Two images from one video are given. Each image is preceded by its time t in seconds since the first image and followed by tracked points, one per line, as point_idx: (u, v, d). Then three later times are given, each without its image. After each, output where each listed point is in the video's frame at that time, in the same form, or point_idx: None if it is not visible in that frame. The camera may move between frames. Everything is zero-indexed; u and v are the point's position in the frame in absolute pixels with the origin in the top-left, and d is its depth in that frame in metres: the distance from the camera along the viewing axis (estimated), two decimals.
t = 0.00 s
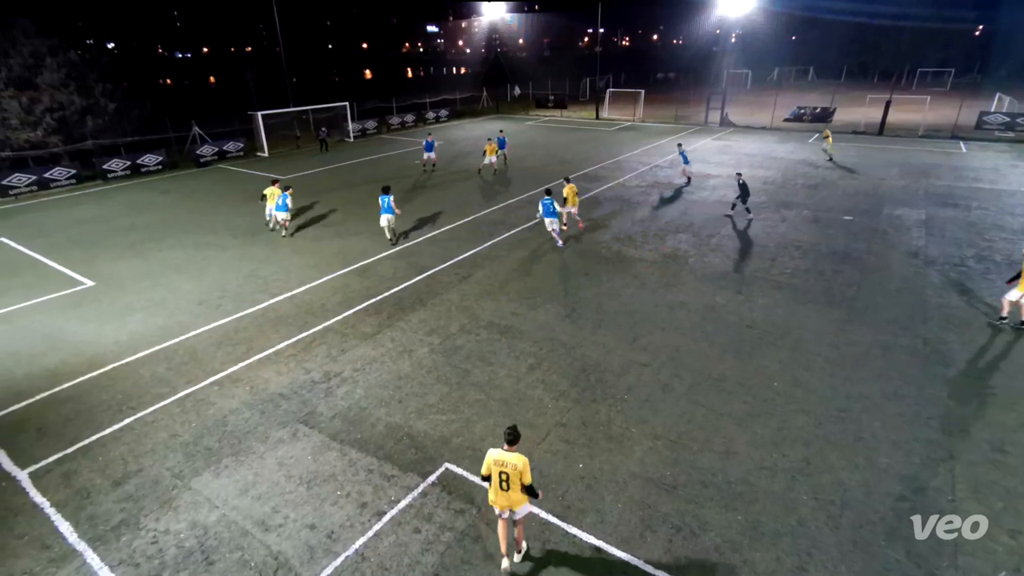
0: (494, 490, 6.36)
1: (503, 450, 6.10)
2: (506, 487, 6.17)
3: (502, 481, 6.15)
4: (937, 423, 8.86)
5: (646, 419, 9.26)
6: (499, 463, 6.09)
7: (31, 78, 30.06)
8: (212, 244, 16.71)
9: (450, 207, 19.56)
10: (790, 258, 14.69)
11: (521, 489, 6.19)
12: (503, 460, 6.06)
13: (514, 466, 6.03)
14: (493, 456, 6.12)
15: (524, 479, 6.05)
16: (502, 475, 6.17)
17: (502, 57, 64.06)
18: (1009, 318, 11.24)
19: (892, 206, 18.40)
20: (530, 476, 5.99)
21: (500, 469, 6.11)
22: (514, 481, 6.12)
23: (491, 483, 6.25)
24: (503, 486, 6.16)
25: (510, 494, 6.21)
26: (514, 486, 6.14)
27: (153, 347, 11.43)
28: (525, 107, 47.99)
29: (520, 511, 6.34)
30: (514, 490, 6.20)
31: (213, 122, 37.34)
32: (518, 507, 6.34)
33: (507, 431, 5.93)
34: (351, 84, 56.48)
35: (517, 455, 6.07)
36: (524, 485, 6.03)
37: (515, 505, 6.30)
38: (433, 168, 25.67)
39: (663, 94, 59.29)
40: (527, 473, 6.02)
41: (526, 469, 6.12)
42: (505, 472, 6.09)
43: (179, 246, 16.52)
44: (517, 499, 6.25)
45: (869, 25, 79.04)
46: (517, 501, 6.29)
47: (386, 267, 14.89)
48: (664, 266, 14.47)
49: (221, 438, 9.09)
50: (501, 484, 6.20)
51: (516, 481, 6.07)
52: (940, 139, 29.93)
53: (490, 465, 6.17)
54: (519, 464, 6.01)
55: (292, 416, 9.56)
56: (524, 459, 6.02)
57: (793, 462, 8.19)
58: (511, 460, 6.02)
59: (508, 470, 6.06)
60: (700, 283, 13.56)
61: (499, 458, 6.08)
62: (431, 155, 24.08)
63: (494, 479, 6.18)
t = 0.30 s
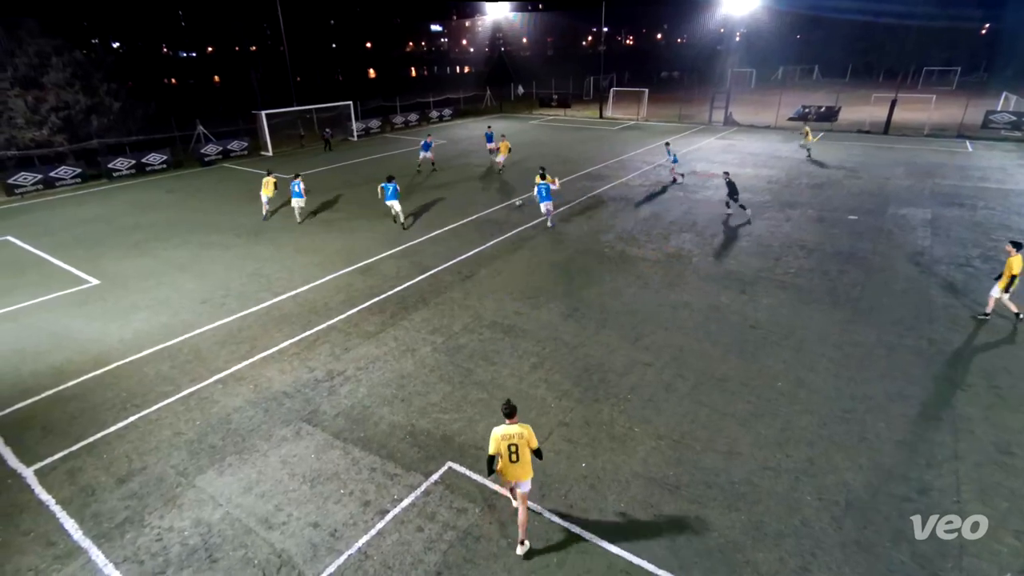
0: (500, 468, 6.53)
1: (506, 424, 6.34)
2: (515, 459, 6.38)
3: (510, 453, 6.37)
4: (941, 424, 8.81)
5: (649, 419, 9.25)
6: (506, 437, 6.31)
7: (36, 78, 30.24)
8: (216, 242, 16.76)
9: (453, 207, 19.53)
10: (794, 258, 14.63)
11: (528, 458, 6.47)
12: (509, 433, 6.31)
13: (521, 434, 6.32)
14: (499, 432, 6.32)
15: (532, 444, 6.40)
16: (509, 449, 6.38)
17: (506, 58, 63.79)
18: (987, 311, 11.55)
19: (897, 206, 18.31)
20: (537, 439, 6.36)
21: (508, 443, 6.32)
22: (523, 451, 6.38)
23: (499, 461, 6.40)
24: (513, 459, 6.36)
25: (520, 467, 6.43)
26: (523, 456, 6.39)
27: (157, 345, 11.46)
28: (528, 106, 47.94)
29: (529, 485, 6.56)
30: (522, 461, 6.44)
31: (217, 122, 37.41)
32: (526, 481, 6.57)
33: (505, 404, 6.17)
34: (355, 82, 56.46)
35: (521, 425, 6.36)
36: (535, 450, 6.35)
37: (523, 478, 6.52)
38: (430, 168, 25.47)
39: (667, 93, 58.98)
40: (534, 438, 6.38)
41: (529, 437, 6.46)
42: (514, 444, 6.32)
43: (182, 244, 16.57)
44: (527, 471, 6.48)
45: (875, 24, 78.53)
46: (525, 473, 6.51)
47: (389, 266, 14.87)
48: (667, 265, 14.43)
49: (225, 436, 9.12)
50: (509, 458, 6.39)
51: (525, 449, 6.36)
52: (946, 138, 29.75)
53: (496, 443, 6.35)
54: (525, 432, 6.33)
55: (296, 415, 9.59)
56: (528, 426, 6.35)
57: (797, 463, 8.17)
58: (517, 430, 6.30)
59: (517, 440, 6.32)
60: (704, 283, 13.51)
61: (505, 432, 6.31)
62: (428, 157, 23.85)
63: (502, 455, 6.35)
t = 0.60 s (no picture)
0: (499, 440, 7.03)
1: (506, 400, 6.82)
2: (514, 432, 6.90)
3: (510, 427, 6.88)
4: (948, 427, 8.71)
5: (652, 421, 9.17)
6: (506, 412, 6.80)
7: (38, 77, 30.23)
8: (217, 243, 16.75)
9: (455, 207, 19.50)
10: (798, 259, 14.54)
11: (526, 431, 6.99)
12: (509, 408, 6.79)
13: (520, 409, 6.81)
14: (499, 407, 6.79)
15: (529, 418, 6.90)
16: (508, 422, 6.88)
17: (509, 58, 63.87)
18: (977, 306, 11.71)
19: (902, 207, 18.20)
20: (535, 416, 6.87)
21: (507, 417, 6.82)
22: (521, 424, 6.91)
23: (499, 433, 6.91)
24: (512, 432, 6.88)
25: (517, 437, 6.96)
26: (521, 428, 6.92)
27: (158, 346, 11.41)
28: (532, 107, 47.94)
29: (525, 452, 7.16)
30: (520, 433, 6.97)
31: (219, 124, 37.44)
32: (522, 449, 7.12)
33: (507, 381, 6.60)
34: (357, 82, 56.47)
35: (519, 399, 6.84)
36: (532, 424, 6.88)
37: (521, 447, 7.08)
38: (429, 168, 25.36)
39: (671, 94, 58.78)
40: (531, 413, 6.90)
41: (526, 411, 6.96)
42: (513, 418, 6.83)
43: (184, 245, 16.56)
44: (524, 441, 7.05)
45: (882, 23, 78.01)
46: (521, 442, 7.09)
47: (392, 267, 14.77)
48: (671, 266, 14.31)
49: (227, 437, 9.09)
50: (508, 430, 6.91)
51: (523, 423, 6.88)
52: (953, 139, 29.61)
53: (496, 417, 6.82)
54: (524, 407, 6.83)
55: (298, 417, 9.55)
56: (526, 401, 6.84)
57: (801, 466, 8.09)
58: (517, 405, 6.79)
59: (516, 415, 6.83)
60: (708, 284, 13.40)
61: (505, 407, 6.79)
62: (423, 160, 23.70)
63: (502, 428, 6.85)
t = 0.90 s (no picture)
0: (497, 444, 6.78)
1: (507, 402, 6.61)
2: (512, 436, 6.65)
3: (508, 431, 6.63)
4: (986, 455, 7.96)
5: (665, 447, 8.41)
6: (506, 415, 6.58)
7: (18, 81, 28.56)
8: (204, 256, 16.02)
9: (455, 218, 18.69)
10: (820, 274, 13.77)
11: (524, 438, 6.72)
12: (509, 411, 6.57)
13: (520, 414, 6.56)
14: (499, 409, 6.59)
15: (529, 425, 6.61)
16: (507, 425, 6.65)
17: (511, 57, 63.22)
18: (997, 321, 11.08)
19: (932, 219, 17.55)
20: (534, 423, 6.58)
21: (506, 419, 6.59)
22: (520, 429, 6.66)
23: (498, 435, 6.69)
24: (510, 436, 6.63)
25: (516, 443, 6.71)
26: (520, 433, 6.66)
27: (138, 365, 10.68)
28: (535, 112, 47.46)
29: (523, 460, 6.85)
30: (518, 439, 6.71)
31: (209, 130, 36.72)
32: (520, 457, 6.83)
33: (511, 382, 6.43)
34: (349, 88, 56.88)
35: (520, 404, 6.62)
36: (530, 431, 6.60)
37: (518, 454, 6.80)
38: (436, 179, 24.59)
39: (683, 99, 57.92)
40: (531, 419, 6.63)
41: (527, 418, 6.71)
42: (511, 421, 6.59)
43: (169, 257, 15.86)
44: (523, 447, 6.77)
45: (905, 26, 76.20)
46: (520, 450, 6.81)
47: (386, 283, 13.93)
48: (684, 282, 13.49)
49: (207, 464, 8.36)
50: (507, 434, 6.67)
51: (522, 428, 6.61)
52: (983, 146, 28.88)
53: (496, 418, 6.62)
54: (524, 412, 6.59)
55: (284, 442, 8.81)
56: (527, 406, 6.59)
57: (828, 496, 7.35)
58: (517, 408, 6.55)
59: (514, 419, 6.58)
60: (724, 299, 12.61)
61: (505, 409, 6.58)
62: (417, 170, 23.28)
63: (501, 431, 6.64)
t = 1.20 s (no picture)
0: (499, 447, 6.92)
1: (505, 403, 6.82)
2: (513, 435, 6.80)
3: (509, 431, 6.79)
4: None
5: (680, 474, 7.78)
6: (505, 415, 6.76)
7: None
8: (188, 267, 15.01)
9: (455, 229, 17.52)
10: (846, 289, 12.75)
11: (526, 436, 6.88)
12: (508, 410, 6.76)
13: (519, 411, 6.78)
14: (498, 410, 6.78)
15: (529, 422, 6.81)
16: (508, 426, 6.81)
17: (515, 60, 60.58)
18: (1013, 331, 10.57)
19: (962, 230, 16.73)
20: (534, 418, 6.78)
21: (506, 420, 6.76)
22: (520, 428, 6.83)
23: (499, 436, 6.84)
24: (511, 436, 6.78)
25: (516, 442, 6.85)
26: (521, 432, 6.82)
27: (116, 385, 9.92)
28: (541, 117, 45.28)
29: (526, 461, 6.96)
30: (520, 439, 6.87)
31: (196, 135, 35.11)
32: (523, 458, 6.94)
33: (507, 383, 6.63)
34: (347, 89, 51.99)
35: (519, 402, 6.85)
36: (531, 427, 6.77)
37: (521, 454, 6.92)
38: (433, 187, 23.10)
39: (696, 104, 55.95)
40: (531, 416, 6.83)
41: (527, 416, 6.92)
42: (512, 420, 6.77)
43: (151, 268, 14.90)
44: (525, 447, 6.91)
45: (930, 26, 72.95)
46: (521, 450, 6.94)
47: (382, 296, 12.75)
48: (700, 296, 12.48)
49: (189, 491, 7.74)
50: (508, 434, 6.82)
51: (523, 425, 6.80)
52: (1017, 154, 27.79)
53: (496, 420, 6.80)
54: (523, 409, 6.81)
55: (271, 466, 8.17)
56: (526, 404, 6.82)
57: (856, 529, 6.79)
58: (516, 407, 6.77)
59: (515, 418, 6.78)
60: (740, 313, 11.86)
61: (504, 409, 6.77)
62: (422, 176, 22.10)
63: (502, 431, 6.79)
